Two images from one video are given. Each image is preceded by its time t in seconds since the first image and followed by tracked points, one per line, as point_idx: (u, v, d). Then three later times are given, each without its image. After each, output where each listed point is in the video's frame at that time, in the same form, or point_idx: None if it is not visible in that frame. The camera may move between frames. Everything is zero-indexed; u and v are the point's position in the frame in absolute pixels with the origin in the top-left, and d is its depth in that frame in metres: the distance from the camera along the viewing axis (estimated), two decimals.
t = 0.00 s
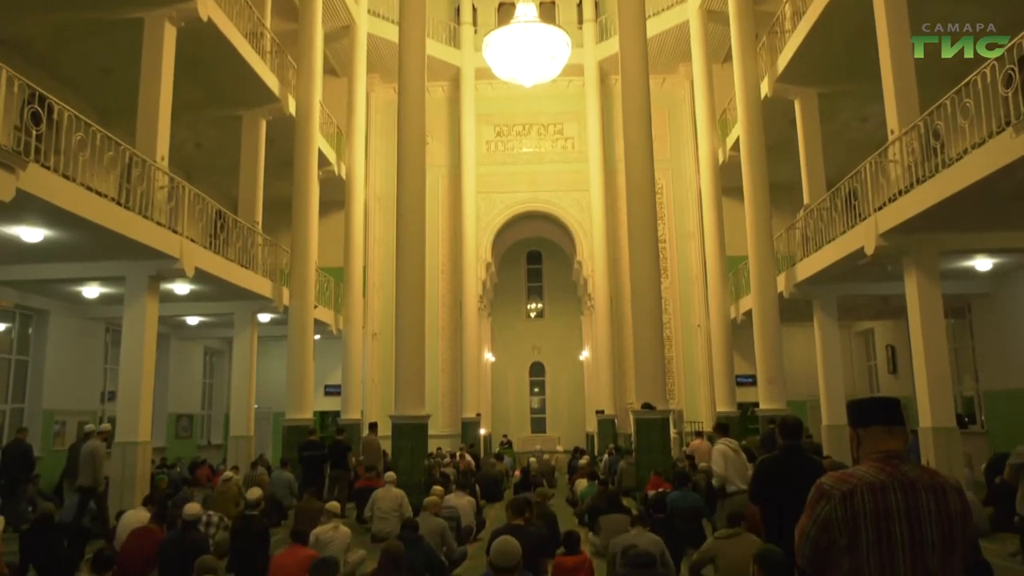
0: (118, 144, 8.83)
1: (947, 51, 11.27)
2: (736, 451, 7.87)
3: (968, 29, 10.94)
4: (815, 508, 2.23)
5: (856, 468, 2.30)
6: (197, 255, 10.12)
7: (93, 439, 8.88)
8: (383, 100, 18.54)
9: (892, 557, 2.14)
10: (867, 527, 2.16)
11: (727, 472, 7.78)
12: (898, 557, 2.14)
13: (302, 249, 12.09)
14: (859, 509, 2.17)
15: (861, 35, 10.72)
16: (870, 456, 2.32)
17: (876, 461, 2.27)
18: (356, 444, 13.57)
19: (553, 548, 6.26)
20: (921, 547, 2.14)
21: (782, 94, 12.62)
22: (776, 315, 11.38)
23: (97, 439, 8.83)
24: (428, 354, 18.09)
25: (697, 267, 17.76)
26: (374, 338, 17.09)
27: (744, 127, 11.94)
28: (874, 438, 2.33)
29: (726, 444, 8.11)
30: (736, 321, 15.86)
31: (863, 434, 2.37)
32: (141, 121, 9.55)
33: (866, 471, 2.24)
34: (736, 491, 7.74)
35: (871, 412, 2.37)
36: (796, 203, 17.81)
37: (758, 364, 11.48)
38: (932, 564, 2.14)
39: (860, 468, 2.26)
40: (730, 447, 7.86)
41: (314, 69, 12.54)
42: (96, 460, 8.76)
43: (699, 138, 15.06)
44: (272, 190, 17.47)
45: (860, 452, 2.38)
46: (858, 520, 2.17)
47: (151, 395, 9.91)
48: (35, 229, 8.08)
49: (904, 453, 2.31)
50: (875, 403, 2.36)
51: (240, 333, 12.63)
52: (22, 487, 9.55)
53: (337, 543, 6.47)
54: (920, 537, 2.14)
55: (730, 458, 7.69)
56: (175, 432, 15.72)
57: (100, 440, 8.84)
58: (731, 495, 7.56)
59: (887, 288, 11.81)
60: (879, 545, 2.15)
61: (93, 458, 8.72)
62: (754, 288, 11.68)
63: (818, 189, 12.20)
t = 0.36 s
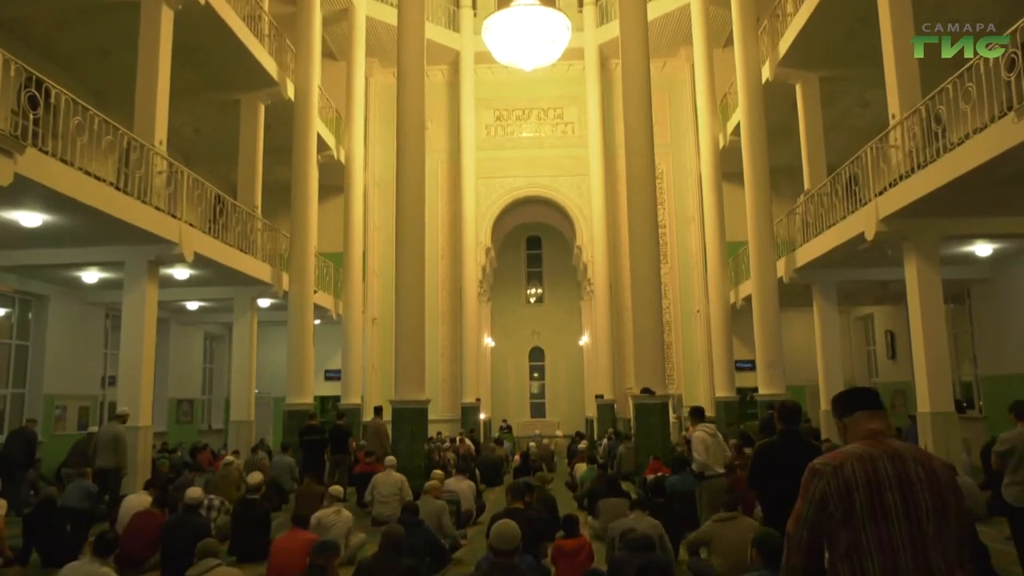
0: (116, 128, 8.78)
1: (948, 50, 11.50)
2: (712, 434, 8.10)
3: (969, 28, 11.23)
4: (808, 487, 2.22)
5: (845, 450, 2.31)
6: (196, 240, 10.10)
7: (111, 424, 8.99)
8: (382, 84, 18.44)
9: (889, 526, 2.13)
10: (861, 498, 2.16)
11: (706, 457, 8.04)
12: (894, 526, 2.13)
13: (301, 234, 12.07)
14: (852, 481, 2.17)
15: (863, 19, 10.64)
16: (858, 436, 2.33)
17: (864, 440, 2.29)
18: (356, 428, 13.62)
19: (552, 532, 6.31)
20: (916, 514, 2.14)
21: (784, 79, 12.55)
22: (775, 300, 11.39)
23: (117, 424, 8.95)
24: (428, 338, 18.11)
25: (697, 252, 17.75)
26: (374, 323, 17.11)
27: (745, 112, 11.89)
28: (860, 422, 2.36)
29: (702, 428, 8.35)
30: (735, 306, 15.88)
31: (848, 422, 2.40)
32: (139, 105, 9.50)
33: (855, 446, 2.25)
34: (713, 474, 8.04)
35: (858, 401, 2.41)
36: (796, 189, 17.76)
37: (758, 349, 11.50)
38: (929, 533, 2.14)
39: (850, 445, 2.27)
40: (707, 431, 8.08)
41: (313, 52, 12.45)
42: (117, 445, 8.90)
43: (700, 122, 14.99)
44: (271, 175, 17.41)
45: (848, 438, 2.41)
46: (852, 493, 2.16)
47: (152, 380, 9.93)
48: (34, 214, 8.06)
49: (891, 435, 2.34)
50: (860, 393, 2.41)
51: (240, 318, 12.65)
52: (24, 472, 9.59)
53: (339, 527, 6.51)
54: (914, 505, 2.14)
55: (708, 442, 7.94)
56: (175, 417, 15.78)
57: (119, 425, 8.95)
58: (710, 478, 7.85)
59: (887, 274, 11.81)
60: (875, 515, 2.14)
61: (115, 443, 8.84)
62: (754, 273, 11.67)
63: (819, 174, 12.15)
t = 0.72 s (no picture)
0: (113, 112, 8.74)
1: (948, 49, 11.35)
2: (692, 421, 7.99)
3: (969, 29, 11.53)
4: (796, 496, 2.27)
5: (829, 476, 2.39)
6: (196, 226, 10.08)
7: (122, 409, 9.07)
8: (381, 68, 18.34)
9: (876, 509, 2.12)
10: (844, 490, 2.18)
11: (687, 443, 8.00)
12: (882, 507, 2.12)
13: (300, 220, 12.05)
14: (832, 481, 2.22)
15: (865, 4, 10.57)
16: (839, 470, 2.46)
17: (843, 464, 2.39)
18: (356, 414, 13.66)
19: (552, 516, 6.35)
20: (899, 493, 2.14)
21: (785, 64, 12.48)
22: (775, 286, 11.40)
23: (131, 410, 9.02)
24: (428, 324, 18.13)
25: (696, 237, 17.74)
26: (373, 308, 17.13)
27: (746, 97, 11.83)
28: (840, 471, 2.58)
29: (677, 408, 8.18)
30: (735, 292, 15.90)
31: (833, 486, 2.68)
32: (136, 90, 9.45)
33: (835, 458, 2.32)
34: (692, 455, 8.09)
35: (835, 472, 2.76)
36: (797, 174, 17.72)
37: (757, 335, 11.51)
38: (919, 514, 2.12)
39: (832, 461, 2.34)
40: (689, 421, 7.92)
41: (311, 36, 12.37)
42: (130, 432, 8.99)
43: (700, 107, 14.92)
44: (270, 160, 17.36)
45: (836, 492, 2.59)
46: (833, 487, 2.19)
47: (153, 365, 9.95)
48: (32, 199, 8.03)
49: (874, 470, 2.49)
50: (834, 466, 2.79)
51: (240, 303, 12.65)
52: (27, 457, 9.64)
53: (338, 511, 6.53)
54: (897, 487, 2.14)
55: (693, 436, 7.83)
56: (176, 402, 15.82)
57: (132, 410, 9.02)
58: (694, 468, 7.90)
59: (887, 260, 11.81)
60: (860, 502, 2.15)
61: (127, 428, 8.93)
62: (754, 258, 11.66)
63: (819, 159, 12.12)
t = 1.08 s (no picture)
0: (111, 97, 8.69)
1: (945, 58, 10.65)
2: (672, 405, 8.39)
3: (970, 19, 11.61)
4: (791, 512, 2.37)
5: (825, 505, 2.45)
6: (195, 212, 10.06)
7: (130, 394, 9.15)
8: (381, 53, 18.24)
9: (865, 502, 2.21)
10: (834, 494, 2.29)
11: (668, 425, 8.27)
12: (871, 501, 2.21)
13: (300, 205, 12.03)
14: (825, 492, 2.31)
15: None
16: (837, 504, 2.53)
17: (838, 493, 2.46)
18: (356, 399, 13.71)
19: (551, 501, 6.39)
20: (887, 491, 2.25)
21: (787, 48, 12.40)
22: (775, 271, 11.41)
23: (137, 393, 9.13)
24: (428, 309, 18.14)
25: (697, 223, 17.72)
26: (373, 294, 17.12)
27: (747, 81, 11.77)
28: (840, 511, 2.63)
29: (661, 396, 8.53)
30: (735, 278, 15.91)
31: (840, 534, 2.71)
32: (134, 74, 9.40)
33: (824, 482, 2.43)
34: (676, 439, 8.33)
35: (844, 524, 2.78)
36: (798, 159, 17.66)
37: (757, 321, 11.51)
38: (908, 509, 2.19)
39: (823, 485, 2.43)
40: (666, 402, 8.35)
41: (310, 20, 12.28)
42: (141, 417, 9.09)
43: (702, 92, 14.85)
44: (269, 146, 17.30)
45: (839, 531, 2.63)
46: (823, 492, 2.31)
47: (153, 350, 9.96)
48: (31, 184, 8.01)
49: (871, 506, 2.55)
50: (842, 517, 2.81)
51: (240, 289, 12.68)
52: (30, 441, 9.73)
53: (338, 496, 6.54)
54: (885, 487, 2.24)
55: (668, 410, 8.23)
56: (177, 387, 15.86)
57: (139, 395, 9.12)
58: (672, 444, 8.12)
59: (888, 246, 11.79)
60: (851, 500, 2.24)
61: (138, 413, 9.02)
62: (754, 244, 11.65)
63: (820, 145, 12.08)
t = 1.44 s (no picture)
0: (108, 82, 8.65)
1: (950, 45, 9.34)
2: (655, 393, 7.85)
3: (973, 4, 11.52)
4: (788, 502, 2.36)
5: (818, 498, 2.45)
6: (194, 198, 10.03)
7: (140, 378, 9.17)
8: (380, 37, 18.13)
9: (862, 490, 2.23)
10: (831, 484, 2.29)
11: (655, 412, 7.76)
12: (868, 489, 2.22)
13: (298, 191, 12.00)
14: (821, 482, 2.31)
15: None
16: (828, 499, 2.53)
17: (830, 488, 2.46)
18: (356, 385, 13.76)
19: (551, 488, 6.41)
20: (882, 480, 2.27)
21: (788, 33, 12.32)
22: (774, 257, 11.41)
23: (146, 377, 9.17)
24: (428, 295, 18.15)
25: (697, 208, 17.68)
26: (373, 280, 17.12)
27: (748, 67, 11.71)
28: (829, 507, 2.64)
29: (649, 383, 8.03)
30: (735, 265, 15.91)
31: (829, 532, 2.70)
32: (132, 59, 9.35)
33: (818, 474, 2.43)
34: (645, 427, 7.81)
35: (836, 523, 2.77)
36: (798, 145, 17.61)
37: (756, 308, 11.51)
38: (904, 497, 2.21)
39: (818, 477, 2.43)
40: (650, 391, 8.90)
41: (308, 4, 12.19)
42: (149, 398, 9.07)
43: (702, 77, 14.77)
44: (268, 131, 17.24)
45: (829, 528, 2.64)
46: (821, 482, 2.31)
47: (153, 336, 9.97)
48: (29, 170, 7.98)
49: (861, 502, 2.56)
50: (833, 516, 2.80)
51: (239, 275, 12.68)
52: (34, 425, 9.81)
53: (338, 481, 6.56)
54: (882, 477, 2.26)
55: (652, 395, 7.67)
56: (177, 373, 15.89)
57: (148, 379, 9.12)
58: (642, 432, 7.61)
59: (888, 233, 11.77)
60: (848, 490, 2.24)
61: (146, 396, 9.01)
62: (753, 231, 11.63)
63: (821, 131, 12.04)
